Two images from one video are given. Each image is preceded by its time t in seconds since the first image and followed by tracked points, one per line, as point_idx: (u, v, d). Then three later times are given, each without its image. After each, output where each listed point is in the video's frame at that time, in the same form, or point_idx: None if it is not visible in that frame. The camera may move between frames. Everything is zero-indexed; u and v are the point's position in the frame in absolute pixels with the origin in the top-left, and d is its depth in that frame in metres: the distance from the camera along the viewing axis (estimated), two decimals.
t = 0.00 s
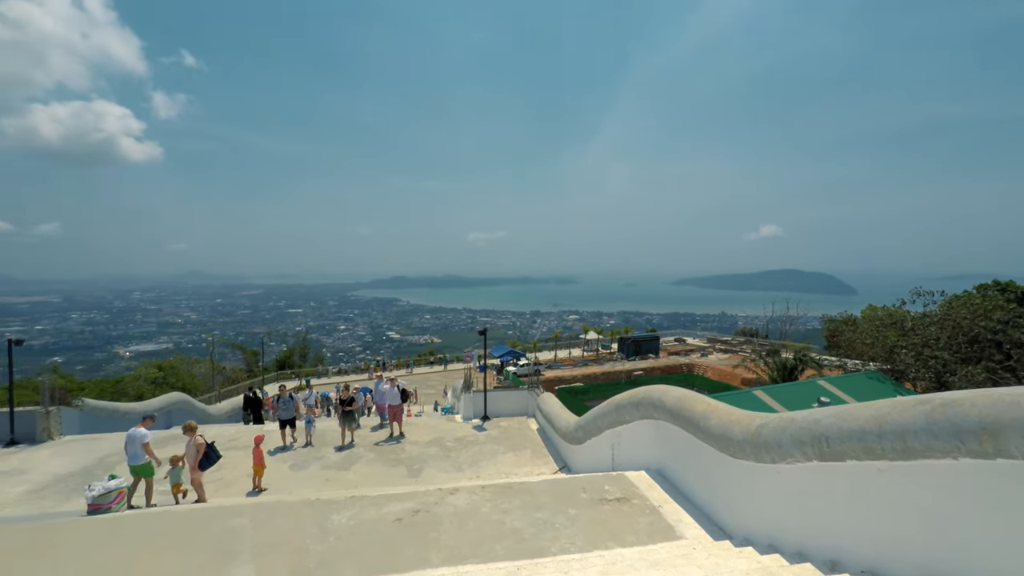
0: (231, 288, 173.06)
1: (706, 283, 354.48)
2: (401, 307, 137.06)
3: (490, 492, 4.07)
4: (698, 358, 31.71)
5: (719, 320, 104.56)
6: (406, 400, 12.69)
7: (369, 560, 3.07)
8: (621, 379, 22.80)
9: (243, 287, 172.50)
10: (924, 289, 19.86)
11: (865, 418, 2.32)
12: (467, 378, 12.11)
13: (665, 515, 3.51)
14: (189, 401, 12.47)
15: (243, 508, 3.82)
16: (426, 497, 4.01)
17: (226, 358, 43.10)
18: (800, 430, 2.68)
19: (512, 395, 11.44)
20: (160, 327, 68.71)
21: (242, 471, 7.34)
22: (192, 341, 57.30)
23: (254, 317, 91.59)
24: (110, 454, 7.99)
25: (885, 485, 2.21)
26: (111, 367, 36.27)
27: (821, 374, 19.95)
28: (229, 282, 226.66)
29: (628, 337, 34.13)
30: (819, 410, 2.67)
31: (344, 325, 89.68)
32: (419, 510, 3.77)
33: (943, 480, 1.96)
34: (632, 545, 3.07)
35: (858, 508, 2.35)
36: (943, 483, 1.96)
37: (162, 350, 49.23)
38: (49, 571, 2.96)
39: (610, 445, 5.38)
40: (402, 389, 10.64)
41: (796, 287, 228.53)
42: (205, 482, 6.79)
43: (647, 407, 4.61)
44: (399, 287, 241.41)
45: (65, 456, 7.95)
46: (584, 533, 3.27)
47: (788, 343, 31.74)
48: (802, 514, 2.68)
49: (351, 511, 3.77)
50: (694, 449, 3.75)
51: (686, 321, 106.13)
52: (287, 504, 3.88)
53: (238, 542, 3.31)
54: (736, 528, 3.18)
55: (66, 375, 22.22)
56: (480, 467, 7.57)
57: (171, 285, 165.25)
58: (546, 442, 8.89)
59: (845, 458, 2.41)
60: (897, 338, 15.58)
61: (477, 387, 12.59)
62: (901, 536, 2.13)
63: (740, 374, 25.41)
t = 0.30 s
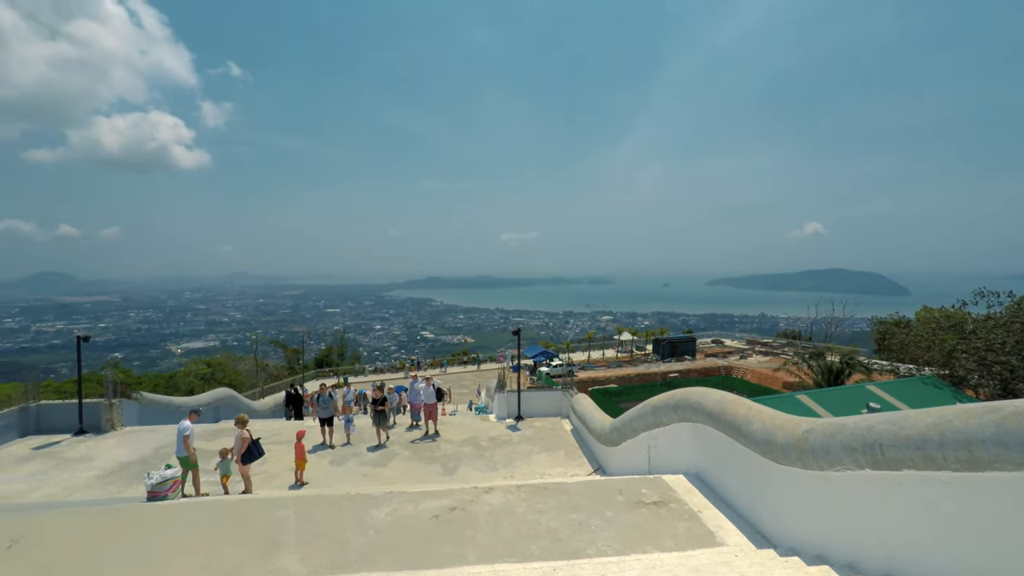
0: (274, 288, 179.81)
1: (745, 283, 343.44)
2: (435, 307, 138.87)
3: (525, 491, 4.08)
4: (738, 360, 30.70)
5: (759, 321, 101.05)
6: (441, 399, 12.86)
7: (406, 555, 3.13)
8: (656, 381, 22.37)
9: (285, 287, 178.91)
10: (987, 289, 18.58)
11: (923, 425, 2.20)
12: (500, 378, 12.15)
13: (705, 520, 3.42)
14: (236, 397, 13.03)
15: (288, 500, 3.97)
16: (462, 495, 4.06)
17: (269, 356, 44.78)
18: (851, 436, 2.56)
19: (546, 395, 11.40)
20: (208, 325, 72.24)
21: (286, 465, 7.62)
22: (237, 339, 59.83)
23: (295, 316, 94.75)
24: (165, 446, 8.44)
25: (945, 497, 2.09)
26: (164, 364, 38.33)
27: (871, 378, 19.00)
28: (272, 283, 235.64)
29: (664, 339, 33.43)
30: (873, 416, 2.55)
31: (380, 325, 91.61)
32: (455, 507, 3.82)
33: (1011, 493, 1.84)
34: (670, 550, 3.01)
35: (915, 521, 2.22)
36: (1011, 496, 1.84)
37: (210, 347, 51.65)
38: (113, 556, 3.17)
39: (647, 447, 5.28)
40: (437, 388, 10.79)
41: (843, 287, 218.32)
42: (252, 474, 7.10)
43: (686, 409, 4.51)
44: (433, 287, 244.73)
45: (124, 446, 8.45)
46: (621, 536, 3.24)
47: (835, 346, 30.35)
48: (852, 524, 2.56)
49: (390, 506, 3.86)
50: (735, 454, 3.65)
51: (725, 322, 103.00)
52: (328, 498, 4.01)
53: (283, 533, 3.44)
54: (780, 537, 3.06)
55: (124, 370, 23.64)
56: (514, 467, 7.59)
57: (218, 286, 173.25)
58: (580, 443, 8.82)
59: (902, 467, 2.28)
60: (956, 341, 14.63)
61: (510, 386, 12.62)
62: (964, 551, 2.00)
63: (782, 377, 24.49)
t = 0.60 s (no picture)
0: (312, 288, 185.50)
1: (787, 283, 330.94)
2: (468, 307, 139.98)
3: (559, 492, 4.06)
4: (779, 363, 29.64)
5: (801, 323, 97.13)
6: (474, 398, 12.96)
7: (442, 552, 3.16)
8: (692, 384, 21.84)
9: (323, 287, 184.34)
10: None
11: (989, 436, 2.06)
12: (533, 378, 12.15)
13: (745, 526, 3.32)
14: (278, 393, 13.54)
15: (328, 494, 4.09)
16: (496, 494, 4.08)
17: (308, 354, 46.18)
18: (906, 445, 2.44)
19: (579, 396, 11.32)
20: (251, 324, 75.20)
21: (325, 460, 7.86)
22: (278, 337, 62.00)
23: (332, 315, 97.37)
24: (214, 438, 8.85)
25: (1011, 512, 1.96)
26: (211, 360, 40.16)
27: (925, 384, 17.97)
28: (310, 283, 242.99)
29: (700, 340, 32.62)
30: (930, 424, 2.42)
31: (414, 324, 93.09)
32: (489, 506, 3.84)
33: None
34: (708, 556, 2.93)
35: (978, 538, 2.08)
36: None
37: (254, 345, 53.81)
38: (168, 543, 3.34)
39: (683, 451, 5.17)
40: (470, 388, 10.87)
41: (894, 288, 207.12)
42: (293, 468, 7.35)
43: (724, 413, 4.39)
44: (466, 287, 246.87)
45: (177, 437, 8.93)
46: (658, 540, 3.18)
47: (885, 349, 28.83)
48: (905, 537, 2.43)
49: (425, 503, 3.92)
50: (778, 460, 3.52)
51: (765, 324, 99.52)
52: (367, 493, 4.10)
53: (324, 525, 3.54)
54: (825, 547, 2.94)
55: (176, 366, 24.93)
56: (547, 467, 7.58)
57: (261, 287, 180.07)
58: (614, 445, 8.72)
59: (964, 480, 2.15)
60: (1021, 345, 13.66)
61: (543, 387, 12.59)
62: None
63: (827, 381, 23.47)
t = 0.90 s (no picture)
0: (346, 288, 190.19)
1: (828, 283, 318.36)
2: (497, 307, 140.49)
3: (591, 493, 4.03)
4: (819, 366, 28.51)
5: (842, 325, 93.37)
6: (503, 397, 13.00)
7: (474, 550, 3.19)
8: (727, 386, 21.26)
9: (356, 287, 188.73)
10: None
11: None
12: (563, 379, 12.08)
13: (784, 534, 3.21)
14: (313, 390, 13.93)
15: (363, 489, 4.19)
16: (527, 494, 4.08)
17: (342, 353, 47.29)
18: (962, 453, 2.30)
19: (610, 397, 11.18)
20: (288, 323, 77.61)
21: (358, 456, 8.04)
22: (313, 336, 63.83)
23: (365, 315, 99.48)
24: (254, 432, 9.19)
25: None
26: (250, 358, 41.60)
27: (979, 390, 16.96)
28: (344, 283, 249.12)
29: (735, 342, 31.72)
30: (987, 432, 2.27)
31: (444, 324, 94.08)
32: (520, 506, 3.84)
33: None
34: (745, 563, 2.86)
35: None
36: None
37: (290, 344, 55.47)
38: (213, 531, 3.50)
39: (718, 455, 5.05)
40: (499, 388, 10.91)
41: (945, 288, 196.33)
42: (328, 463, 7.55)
43: (762, 416, 4.26)
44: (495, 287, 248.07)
45: (220, 431, 9.31)
46: (692, 544, 3.13)
47: (935, 353, 27.32)
48: (961, 553, 2.29)
49: (457, 501, 3.96)
50: (821, 467, 3.39)
51: (803, 325, 96.03)
52: (400, 489, 4.18)
53: (359, 520, 3.63)
54: (872, 559, 2.80)
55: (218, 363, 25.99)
56: (578, 468, 7.53)
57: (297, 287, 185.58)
58: (645, 447, 8.59)
59: None
60: None
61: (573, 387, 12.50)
62: None
63: (872, 386, 22.43)
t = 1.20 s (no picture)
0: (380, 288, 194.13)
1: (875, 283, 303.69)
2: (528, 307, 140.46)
3: (625, 496, 3.99)
4: (865, 370, 27.22)
5: (890, 327, 88.84)
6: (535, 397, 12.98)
7: (508, 548, 3.21)
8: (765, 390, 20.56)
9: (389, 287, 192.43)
10: None
11: None
12: (595, 380, 11.97)
13: (831, 545, 3.08)
14: (349, 388, 14.28)
15: (398, 485, 4.27)
16: (561, 494, 4.07)
17: (376, 351, 48.29)
18: None
19: (643, 399, 10.99)
20: (324, 322, 79.87)
21: (393, 453, 8.20)
22: (349, 335, 65.43)
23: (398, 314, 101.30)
24: (293, 428, 9.50)
25: None
26: (289, 356, 43.01)
27: None
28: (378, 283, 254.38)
29: (774, 344, 30.66)
30: None
31: (475, 324, 94.73)
32: (554, 506, 3.84)
33: None
34: (788, 573, 2.76)
35: None
36: None
37: (327, 342, 57.07)
38: (258, 521, 3.64)
39: (758, 460, 4.89)
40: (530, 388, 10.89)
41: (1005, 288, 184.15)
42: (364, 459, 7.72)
43: (805, 421, 4.11)
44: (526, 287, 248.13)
45: (262, 426, 9.66)
46: (732, 551, 3.04)
47: (995, 358, 25.63)
48: None
49: (491, 499, 3.99)
50: (871, 476, 3.23)
51: (847, 327, 91.92)
52: (435, 486, 4.24)
53: (395, 515, 3.70)
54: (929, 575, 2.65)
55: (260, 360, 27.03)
56: (610, 470, 7.45)
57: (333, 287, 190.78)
58: (680, 450, 8.40)
59: None
60: None
61: (605, 389, 12.35)
62: None
63: (923, 392, 21.24)
